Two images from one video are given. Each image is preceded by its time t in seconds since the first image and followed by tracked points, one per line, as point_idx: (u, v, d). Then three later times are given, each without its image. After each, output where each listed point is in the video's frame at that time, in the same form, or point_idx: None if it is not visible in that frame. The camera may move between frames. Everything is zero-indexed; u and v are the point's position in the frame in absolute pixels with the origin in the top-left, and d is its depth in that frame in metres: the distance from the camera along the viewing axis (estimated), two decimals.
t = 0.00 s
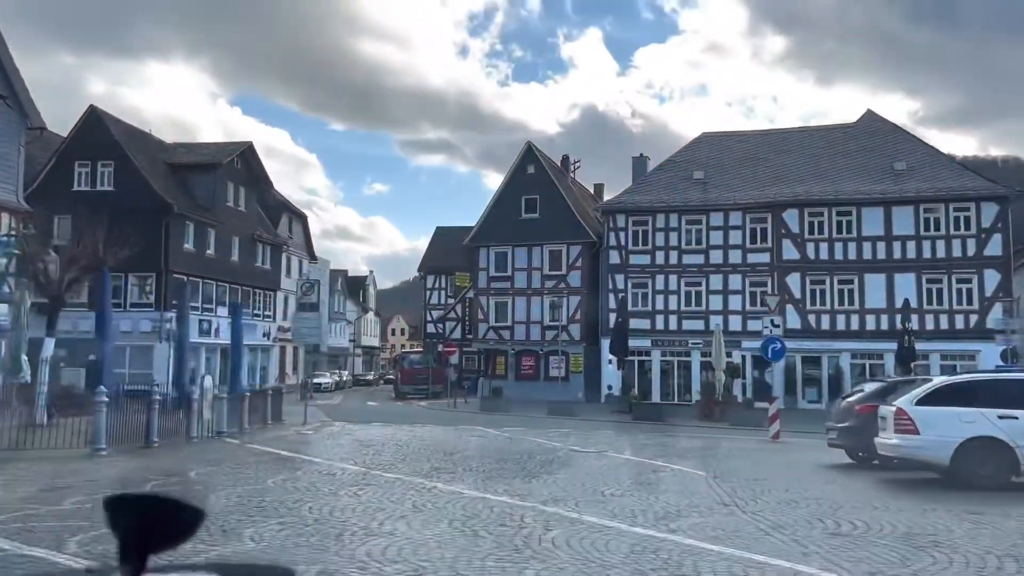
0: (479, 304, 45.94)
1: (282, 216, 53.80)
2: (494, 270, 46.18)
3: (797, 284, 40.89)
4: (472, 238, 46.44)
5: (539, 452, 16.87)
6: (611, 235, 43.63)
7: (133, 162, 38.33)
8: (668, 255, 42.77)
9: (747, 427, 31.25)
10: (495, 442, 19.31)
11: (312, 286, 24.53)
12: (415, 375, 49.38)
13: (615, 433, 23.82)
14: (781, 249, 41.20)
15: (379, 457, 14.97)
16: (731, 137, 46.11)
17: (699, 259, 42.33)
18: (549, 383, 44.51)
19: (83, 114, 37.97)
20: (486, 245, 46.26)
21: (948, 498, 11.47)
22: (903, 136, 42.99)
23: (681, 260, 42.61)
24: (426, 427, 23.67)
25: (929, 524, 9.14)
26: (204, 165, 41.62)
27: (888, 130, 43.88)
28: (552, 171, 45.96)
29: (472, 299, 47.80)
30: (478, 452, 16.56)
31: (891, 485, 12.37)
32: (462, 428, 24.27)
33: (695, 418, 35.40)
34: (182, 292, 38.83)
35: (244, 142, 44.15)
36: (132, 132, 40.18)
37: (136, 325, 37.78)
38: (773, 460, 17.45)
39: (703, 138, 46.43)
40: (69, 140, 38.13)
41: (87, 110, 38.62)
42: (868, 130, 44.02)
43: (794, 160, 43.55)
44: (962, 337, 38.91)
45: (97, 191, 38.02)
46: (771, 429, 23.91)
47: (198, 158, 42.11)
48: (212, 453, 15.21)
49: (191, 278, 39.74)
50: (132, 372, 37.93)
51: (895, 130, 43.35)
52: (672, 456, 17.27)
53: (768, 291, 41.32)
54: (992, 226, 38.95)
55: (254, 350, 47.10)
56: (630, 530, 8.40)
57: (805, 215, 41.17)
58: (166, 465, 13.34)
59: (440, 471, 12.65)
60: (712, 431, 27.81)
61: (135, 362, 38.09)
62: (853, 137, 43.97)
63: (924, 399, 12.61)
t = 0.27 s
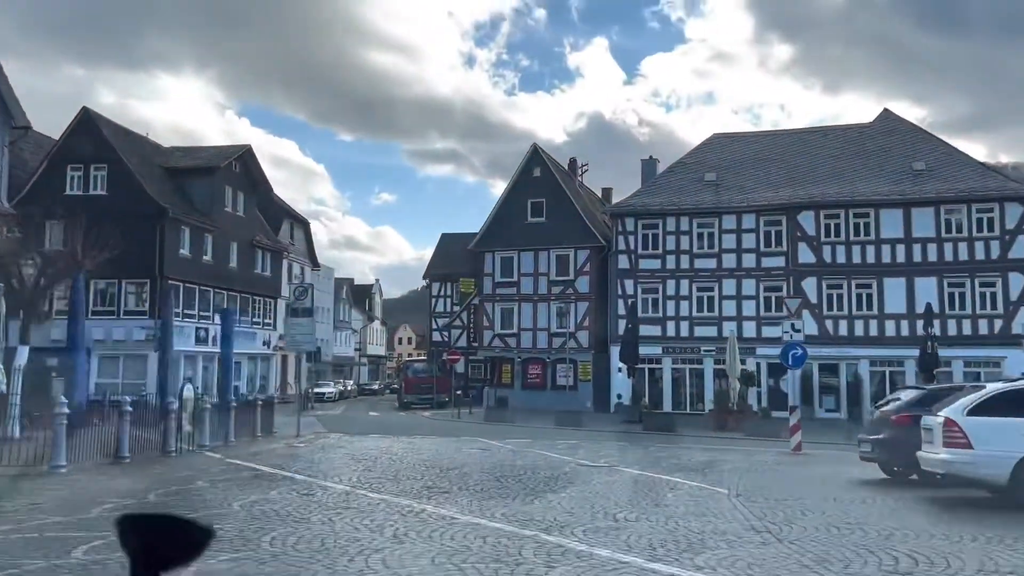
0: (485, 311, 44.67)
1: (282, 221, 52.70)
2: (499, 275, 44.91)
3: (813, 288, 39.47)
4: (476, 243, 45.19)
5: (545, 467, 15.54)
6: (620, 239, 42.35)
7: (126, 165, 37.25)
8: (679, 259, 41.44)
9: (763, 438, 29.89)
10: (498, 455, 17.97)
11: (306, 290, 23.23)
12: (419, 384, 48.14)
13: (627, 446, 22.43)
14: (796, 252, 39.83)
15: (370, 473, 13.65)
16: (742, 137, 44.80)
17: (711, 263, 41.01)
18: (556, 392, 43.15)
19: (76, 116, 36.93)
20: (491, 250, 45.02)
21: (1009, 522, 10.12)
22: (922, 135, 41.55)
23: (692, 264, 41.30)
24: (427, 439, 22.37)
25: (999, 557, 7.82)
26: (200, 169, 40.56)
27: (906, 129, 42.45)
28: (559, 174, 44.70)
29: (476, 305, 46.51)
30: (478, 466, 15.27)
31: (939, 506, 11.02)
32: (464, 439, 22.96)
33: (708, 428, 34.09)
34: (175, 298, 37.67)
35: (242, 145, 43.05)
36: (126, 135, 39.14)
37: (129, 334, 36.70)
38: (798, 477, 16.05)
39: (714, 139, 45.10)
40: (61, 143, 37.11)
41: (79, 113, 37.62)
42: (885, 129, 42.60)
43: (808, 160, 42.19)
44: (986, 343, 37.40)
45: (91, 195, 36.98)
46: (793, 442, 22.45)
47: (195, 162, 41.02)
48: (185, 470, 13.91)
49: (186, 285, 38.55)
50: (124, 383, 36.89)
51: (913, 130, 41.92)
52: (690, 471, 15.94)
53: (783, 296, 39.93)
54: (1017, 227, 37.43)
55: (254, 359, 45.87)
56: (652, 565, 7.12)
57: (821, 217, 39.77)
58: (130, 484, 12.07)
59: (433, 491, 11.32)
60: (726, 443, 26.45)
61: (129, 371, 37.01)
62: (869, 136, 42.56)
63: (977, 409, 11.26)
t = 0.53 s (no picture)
0: (495, 316, 43.41)
1: (289, 225, 51.66)
2: (510, 279, 43.65)
3: (836, 291, 37.98)
4: (486, 246, 43.93)
5: (554, 483, 14.22)
6: (634, 241, 40.99)
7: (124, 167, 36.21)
8: (695, 261, 40.06)
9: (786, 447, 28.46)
10: (505, 469, 16.65)
11: (303, 292, 21.92)
12: (428, 392, 46.97)
13: (643, 456, 21.09)
14: (817, 254, 38.36)
15: (362, 490, 12.40)
16: (760, 135, 43.39)
17: (729, 264, 39.62)
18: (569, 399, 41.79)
19: (74, 117, 35.97)
20: (500, 252, 43.77)
21: None
22: (947, 131, 40.00)
23: (709, 266, 39.91)
24: (431, 450, 21.08)
25: None
26: (201, 171, 39.49)
27: (930, 125, 40.90)
28: (571, 174, 43.39)
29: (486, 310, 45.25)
30: (483, 482, 14.00)
31: (1004, 532, 9.66)
32: (471, 450, 21.66)
33: (728, 437, 32.66)
34: (176, 303, 36.57)
35: (246, 147, 42.00)
36: (125, 136, 38.15)
37: (128, 341, 35.55)
38: (833, 493, 14.67)
39: (731, 137, 43.69)
40: (58, 145, 36.16)
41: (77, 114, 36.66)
42: (909, 125, 41.07)
43: (828, 158, 40.71)
44: (1018, 347, 35.78)
45: (88, 199, 35.94)
46: (822, 452, 20.98)
47: (197, 164, 40.00)
48: (160, 488, 12.73)
49: (187, 290, 37.49)
50: (123, 392, 35.67)
51: (938, 126, 40.38)
52: (714, 488, 14.61)
53: (804, 298, 38.48)
54: None
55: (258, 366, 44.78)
56: None
57: (843, 217, 38.28)
58: (92, 505, 10.89)
59: (427, 513, 10.08)
60: (748, 453, 25.02)
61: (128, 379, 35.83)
62: (892, 133, 41.04)
63: None
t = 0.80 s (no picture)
0: (504, 316, 42.12)
1: (294, 225, 50.63)
2: (519, 278, 42.36)
3: (858, 288, 36.51)
4: (495, 244, 42.66)
5: (563, 495, 12.92)
6: (647, 238, 39.66)
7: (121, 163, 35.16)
8: (711, 259, 38.69)
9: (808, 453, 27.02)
10: (510, 478, 15.36)
11: (298, 289, 20.68)
12: (436, 396, 45.77)
13: (659, 464, 19.73)
14: (838, 250, 36.90)
15: (348, 504, 11.16)
16: (778, 129, 41.97)
17: (747, 262, 38.26)
18: (580, 403, 40.43)
19: (70, 112, 35.00)
20: (509, 251, 42.50)
21: None
22: (974, 123, 38.41)
23: (726, 264, 38.53)
24: (433, 457, 19.79)
25: None
26: (202, 167, 38.45)
27: (957, 117, 39.28)
28: (582, 169, 42.06)
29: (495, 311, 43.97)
30: (483, 493, 12.75)
31: None
32: (475, 457, 20.36)
33: (747, 441, 31.24)
34: (175, 303, 35.45)
35: (248, 144, 40.95)
36: (122, 133, 37.17)
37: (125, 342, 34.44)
38: (870, 506, 13.29)
39: (747, 131, 42.26)
40: (53, 142, 35.22)
41: (73, 109, 35.72)
42: (934, 117, 39.46)
43: (850, 152, 39.22)
44: None
45: (85, 197, 34.99)
46: (851, 459, 19.51)
47: (198, 161, 38.98)
48: (126, 500, 11.56)
49: (187, 290, 36.40)
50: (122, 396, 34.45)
51: (964, 118, 38.80)
52: (737, 501, 13.31)
53: (826, 297, 37.06)
54: None
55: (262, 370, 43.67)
56: None
57: (866, 211, 36.77)
58: (42, 521, 9.74)
59: (413, 533, 8.82)
60: (771, 460, 23.57)
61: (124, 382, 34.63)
62: (916, 125, 39.47)
63: None
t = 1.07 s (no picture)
0: (508, 315, 40.90)
1: (294, 223, 49.54)
2: (524, 276, 41.13)
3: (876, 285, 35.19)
4: (499, 241, 41.43)
5: (565, 506, 11.68)
6: (656, 234, 38.39)
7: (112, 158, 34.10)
8: (722, 255, 37.40)
9: (826, 456, 25.69)
10: (509, 486, 14.11)
11: (285, 284, 19.49)
12: (439, 397, 44.59)
13: (670, 470, 18.43)
14: (855, 246, 35.55)
15: (324, 520, 9.93)
16: (791, 121, 40.63)
17: (759, 258, 36.95)
18: (587, 404, 39.17)
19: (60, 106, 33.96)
20: (514, 248, 41.28)
21: None
22: (995, 113, 36.96)
23: (737, 260, 37.22)
24: (428, 463, 18.56)
25: None
26: (196, 163, 37.39)
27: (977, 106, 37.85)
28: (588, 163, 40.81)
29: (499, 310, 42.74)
30: (477, 504, 11.54)
31: None
32: (474, 462, 19.12)
33: (760, 444, 29.93)
34: (168, 302, 34.36)
35: (245, 139, 39.85)
36: (114, 127, 36.12)
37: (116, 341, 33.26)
38: (906, 519, 11.98)
39: (759, 123, 40.93)
40: (42, 136, 34.18)
41: (63, 102, 34.69)
42: (954, 108, 38.04)
43: (866, 144, 37.84)
44: None
45: (74, 193, 33.95)
46: (876, 464, 18.15)
47: (193, 157, 37.90)
48: (76, 515, 10.38)
49: (181, 289, 35.29)
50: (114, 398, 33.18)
51: (985, 108, 37.37)
52: (760, 513, 12.03)
53: (842, 294, 35.73)
54: None
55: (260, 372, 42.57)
56: None
57: (883, 205, 35.41)
58: None
59: (385, 558, 7.59)
60: (788, 465, 22.24)
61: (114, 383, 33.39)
62: (935, 115, 38.05)
63: None
